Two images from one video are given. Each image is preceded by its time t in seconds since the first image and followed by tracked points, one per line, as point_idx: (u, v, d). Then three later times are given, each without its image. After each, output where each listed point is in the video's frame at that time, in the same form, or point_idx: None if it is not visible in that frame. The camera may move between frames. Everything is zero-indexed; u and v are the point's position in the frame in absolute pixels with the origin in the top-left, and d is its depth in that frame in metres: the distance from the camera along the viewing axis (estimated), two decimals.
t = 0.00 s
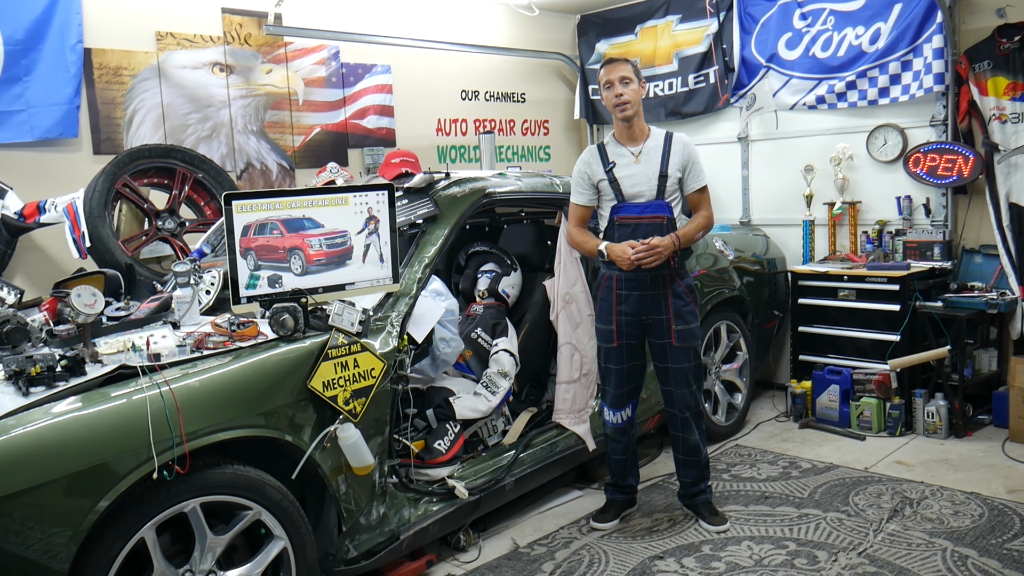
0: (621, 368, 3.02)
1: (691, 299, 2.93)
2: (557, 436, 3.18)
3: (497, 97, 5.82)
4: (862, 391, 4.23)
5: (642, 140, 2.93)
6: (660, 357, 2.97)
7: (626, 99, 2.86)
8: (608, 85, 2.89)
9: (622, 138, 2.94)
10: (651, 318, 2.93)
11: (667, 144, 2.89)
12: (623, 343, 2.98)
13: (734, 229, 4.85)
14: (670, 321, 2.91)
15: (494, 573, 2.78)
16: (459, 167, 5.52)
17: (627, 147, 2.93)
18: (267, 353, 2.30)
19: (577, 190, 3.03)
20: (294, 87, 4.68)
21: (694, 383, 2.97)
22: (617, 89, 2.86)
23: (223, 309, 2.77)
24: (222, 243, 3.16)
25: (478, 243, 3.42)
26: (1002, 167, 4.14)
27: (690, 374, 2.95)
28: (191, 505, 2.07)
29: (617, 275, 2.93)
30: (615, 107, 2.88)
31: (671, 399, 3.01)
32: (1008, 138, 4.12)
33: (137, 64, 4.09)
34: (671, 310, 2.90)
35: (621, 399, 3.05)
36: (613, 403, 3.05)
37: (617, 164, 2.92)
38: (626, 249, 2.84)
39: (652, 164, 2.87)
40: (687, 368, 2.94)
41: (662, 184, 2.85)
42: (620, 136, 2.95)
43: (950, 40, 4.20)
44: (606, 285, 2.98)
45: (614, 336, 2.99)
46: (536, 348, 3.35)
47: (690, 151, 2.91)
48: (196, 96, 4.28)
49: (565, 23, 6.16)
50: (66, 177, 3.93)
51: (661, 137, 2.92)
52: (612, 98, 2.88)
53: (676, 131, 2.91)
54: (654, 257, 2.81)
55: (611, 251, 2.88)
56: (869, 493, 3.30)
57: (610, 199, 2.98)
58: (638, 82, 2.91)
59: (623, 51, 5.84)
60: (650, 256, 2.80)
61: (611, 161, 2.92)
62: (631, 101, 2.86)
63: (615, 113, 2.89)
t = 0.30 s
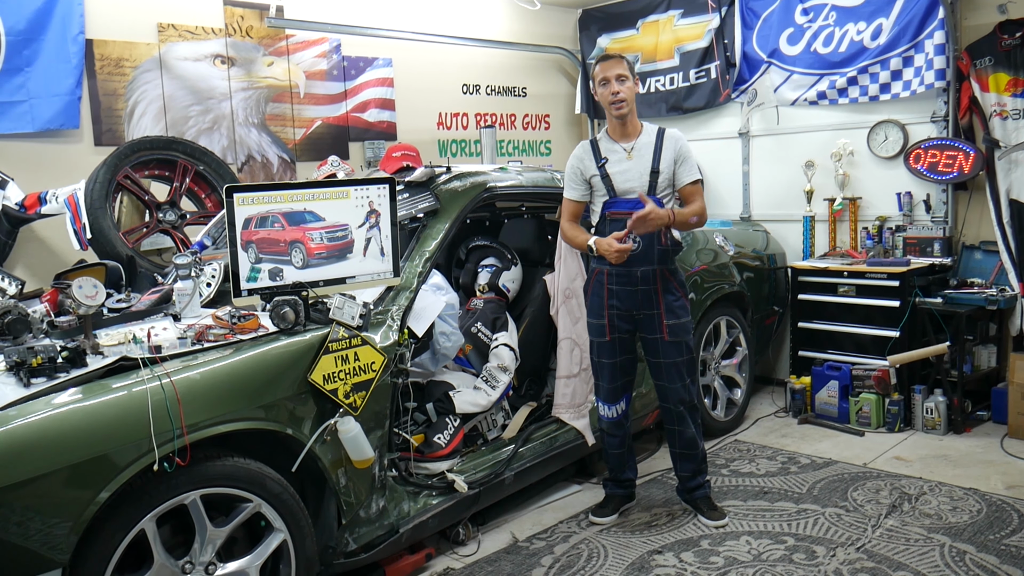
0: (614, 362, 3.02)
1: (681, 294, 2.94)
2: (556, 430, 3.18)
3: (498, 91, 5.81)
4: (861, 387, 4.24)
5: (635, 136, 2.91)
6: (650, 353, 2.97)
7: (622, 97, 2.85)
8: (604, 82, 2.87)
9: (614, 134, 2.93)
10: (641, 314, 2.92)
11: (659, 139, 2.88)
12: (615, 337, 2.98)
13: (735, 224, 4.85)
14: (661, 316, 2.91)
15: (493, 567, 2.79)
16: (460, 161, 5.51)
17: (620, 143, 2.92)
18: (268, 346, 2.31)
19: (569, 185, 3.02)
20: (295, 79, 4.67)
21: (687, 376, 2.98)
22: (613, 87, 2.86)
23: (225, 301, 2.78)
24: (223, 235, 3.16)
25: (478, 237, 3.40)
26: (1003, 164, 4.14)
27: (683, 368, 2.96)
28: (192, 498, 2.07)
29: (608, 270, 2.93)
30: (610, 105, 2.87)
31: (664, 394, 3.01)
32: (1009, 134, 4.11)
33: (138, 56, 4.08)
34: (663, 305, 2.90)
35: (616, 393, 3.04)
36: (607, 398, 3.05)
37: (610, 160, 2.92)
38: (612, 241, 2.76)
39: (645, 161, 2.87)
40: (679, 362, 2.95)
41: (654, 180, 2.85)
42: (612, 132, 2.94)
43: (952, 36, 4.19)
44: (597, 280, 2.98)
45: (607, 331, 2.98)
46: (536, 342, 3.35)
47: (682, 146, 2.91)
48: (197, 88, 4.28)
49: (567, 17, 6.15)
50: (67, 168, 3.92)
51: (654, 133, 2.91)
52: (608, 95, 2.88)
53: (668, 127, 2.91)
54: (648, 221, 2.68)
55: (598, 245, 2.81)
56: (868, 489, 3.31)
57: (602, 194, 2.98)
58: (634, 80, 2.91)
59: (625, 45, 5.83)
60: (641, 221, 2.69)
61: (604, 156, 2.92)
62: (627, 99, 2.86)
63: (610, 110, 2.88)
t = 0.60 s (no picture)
0: (608, 363, 3.01)
1: (673, 294, 2.94)
2: (558, 431, 3.19)
3: (500, 91, 5.82)
4: (861, 388, 4.24)
5: (624, 139, 2.92)
6: (644, 352, 2.97)
7: (614, 101, 2.85)
8: (595, 86, 2.88)
9: (604, 137, 2.93)
10: (632, 314, 2.92)
11: (646, 141, 2.90)
12: (608, 337, 2.98)
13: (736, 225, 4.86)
14: (653, 316, 2.90)
15: (494, 567, 2.79)
16: (461, 161, 5.52)
17: (610, 145, 2.92)
18: (270, 346, 2.31)
19: (559, 187, 3.02)
20: (297, 80, 4.68)
21: (683, 376, 2.98)
22: (604, 91, 2.86)
23: (226, 301, 2.79)
24: (224, 236, 3.21)
25: (480, 237, 3.42)
26: (1004, 165, 4.14)
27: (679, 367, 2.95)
28: (194, 497, 2.08)
29: (598, 271, 2.94)
30: (601, 107, 2.86)
31: (660, 394, 3.01)
32: (1010, 135, 4.11)
33: (140, 56, 4.09)
34: (653, 305, 2.90)
35: (611, 393, 3.04)
36: (602, 398, 3.05)
37: (599, 162, 2.92)
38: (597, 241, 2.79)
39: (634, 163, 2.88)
40: (673, 361, 2.94)
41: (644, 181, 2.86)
42: (602, 135, 2.94)
43: (953, 37, 4.20)
44: (587, 281, 2.98)
45: (600, 331, 2.98)
46: (538, 343, 3.36)
47: (669, 147, 2.93)
48: (199, 89, 4.28)
49: (569, 18, 6.15)
50: (70, 168, 3.93)
51: (643, 135, 2.92)
52: (598, 98, 2.87)
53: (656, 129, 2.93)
54: (641, 171, 2.62)
55: (585, 246, 2.84)
56: (868, 490, 3.31)
57: (592, 196, 2.98)
58: (625, 84, 2.92)
59: (626, 46, 5.84)
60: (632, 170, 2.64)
61: (594, 159, 2.92)
62: (618, 103, 2.86)
63: (601, 113, 2.88)
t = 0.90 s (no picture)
0: (606, 364, 3.01)
1: (669, 295, 2.91)
2: (561, 432, 3.19)
3: (503, 93, 5.82)
4: (864, 391, 4.23)
5: (617, 141, 2.92)
6: (642, 355, 2.96)
7: (599, 103, 2.87)
8: (581, 90, 2.91)
9: (597, 141, 2.95)
10: (628, 315, 2.92)
11: (641, 145, 2.87)
12: (605, 338, 2.98)
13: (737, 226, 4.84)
14: (650, 318, 2.90)
15: (496, 569, 2.79)
16: (464, 163, 5.53)
17: (602, 148, 2.94)
18: (273, 347, 2.31)
19: (556, 192, 3.05)
20: (300, 81, 4.68)
21: (681, 377, 2.96)
22: (589, 93, 2.88)
23: (230, 302, 2.79)
24: (228, 237, 3.20)
25: (484, 239, 3.44)
26: (1008, 167, 4.14)
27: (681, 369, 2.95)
28: (198, 498, 2.08)
29: (594, 273, 2.94)
30: (587, 111, 2.89)
31: (657, 395, 3.00)
32: (1013, 138, 4.11)
33: (145, 58, 4.10)
34: (648, 305, 2.88)
35: (609, 394, 3.05)
36: (601, 399, 3.05)
37: (593, 166, 2.92)
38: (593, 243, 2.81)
39: (627, 164, 2.87)
40: (671, 363, 2.93)
41: (636, 183, 2.84)
42: (595, 139, 2.96)
43: (957, 40, 4.20)
44: (584, 283, 2.99)
45: (596, 332, 2.98)
46: (540, 344, 3.36)
47: (665, 150, 2.88)
48: (203, 90, 4.29)
49: (572, 20, 6.16)
50: (74, 169, 3.94)
51: (637, 136, 2.90)
52: (584, 102, 2.90)
53: (651, 131, 2.89)
54: (621, 241, 2.77)
55: (581, 249, 2.87)
56: (871, 493, 3.31)
57: (586, 199, 2.98)
58: (611, 85, 2.93)
59: (629, 48, 5.84)
60: (606, 239, 2.78)
61: (587, 163, 2.92)
62: (604, 104, 2.88)
63: (589, 117, 2.90)
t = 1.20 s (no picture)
0: (609, 363, 3.02)
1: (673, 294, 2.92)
2: (564, 431, 3.19)
3: (506, 93, 5.82)
4: (868, 391, 4.23)
5: (618, 141, 2.92)
6: (645, 353, 2.96)
7: (600, 103, 2.88)
8: (582, 89, 2.91)
9: (599, 141, 2.95)
10: (631, 314, 2.92)
11: (642, 144, 2.87)
12: (609, 337, 2.98)
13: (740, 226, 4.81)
14: (651, 316, 2.90)
15: (499, 568, 2.80)
16: (468, 162, 5.53)
17: (604, 148, 2.94)
18: (277, 346, 2.32)
19: (558, 193, 3.05)
20: (304, 80, 4.69)
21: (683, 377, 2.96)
22: (590, 93, 2.89)
23: (234, 301, 2.79)
24: (232, 236, 3.18)
25: (487, 238, 3.42)
26: (1012, 168, 4.13)
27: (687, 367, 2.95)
28: (202, 496, 2.09)
29: (598, 271, 2.95)
30: (589, 111, 2.89)
31: (660, 395, 2.99)
32: (1018, 138, 4.10)
33: (149, 57, 4.10)
34: (651, 304, 2.88)
35: (613, 393, 3.04)
36: (603, 398, 3.05)
37: (595, 166, 2.92)
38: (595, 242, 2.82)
39: (629, 164, 2.87)
40: (675, 362, 2.93)
41: (639, 183, 2.85)
42: (596, 139, 2.96)
43: (961, 40, 4.19)
44: (587, 282, 2.99)
45: (600, 331, 2.99)
46: (544, 344, 3.36)
47: (666, 149, 2.89)
48: (207, 89, 4.30)
49: (575, 19, 6.16)
50: (78, 168, 3.94)
51: (638, 136, 2.90)
52: (585, 102, 2.91)
53: (652, 131, 2.90)
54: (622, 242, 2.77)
55: (585, 249, 2.88)
56: (874, 493, 3.30)
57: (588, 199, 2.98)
58: (613, 84, 2.93)
59: (633, 48, 5.84)
60: (606, 240, 2.79)
61: (589, 163, 2.92)
62: (605, 103, 2.88)
63: (590, 116, 2.90)
